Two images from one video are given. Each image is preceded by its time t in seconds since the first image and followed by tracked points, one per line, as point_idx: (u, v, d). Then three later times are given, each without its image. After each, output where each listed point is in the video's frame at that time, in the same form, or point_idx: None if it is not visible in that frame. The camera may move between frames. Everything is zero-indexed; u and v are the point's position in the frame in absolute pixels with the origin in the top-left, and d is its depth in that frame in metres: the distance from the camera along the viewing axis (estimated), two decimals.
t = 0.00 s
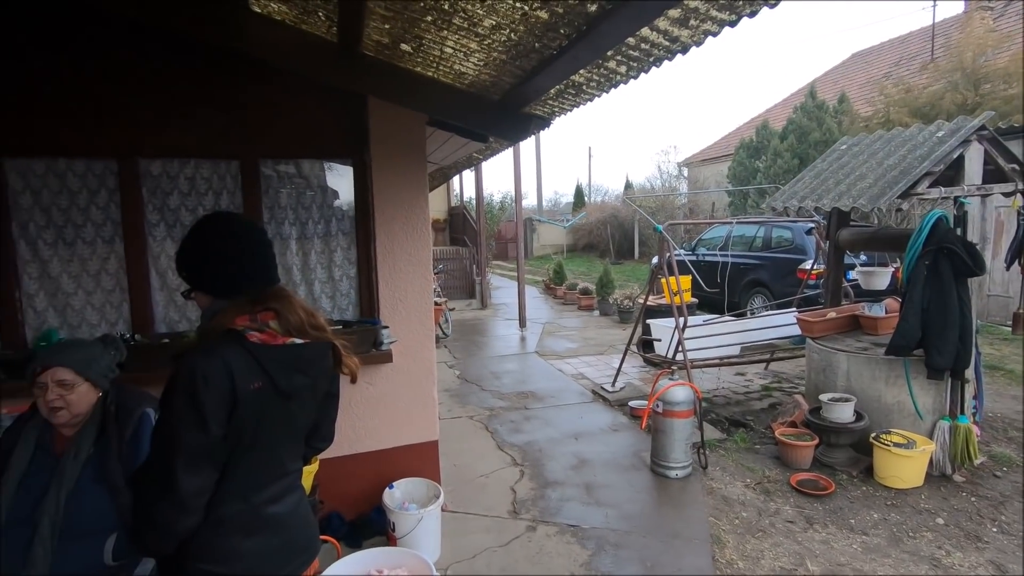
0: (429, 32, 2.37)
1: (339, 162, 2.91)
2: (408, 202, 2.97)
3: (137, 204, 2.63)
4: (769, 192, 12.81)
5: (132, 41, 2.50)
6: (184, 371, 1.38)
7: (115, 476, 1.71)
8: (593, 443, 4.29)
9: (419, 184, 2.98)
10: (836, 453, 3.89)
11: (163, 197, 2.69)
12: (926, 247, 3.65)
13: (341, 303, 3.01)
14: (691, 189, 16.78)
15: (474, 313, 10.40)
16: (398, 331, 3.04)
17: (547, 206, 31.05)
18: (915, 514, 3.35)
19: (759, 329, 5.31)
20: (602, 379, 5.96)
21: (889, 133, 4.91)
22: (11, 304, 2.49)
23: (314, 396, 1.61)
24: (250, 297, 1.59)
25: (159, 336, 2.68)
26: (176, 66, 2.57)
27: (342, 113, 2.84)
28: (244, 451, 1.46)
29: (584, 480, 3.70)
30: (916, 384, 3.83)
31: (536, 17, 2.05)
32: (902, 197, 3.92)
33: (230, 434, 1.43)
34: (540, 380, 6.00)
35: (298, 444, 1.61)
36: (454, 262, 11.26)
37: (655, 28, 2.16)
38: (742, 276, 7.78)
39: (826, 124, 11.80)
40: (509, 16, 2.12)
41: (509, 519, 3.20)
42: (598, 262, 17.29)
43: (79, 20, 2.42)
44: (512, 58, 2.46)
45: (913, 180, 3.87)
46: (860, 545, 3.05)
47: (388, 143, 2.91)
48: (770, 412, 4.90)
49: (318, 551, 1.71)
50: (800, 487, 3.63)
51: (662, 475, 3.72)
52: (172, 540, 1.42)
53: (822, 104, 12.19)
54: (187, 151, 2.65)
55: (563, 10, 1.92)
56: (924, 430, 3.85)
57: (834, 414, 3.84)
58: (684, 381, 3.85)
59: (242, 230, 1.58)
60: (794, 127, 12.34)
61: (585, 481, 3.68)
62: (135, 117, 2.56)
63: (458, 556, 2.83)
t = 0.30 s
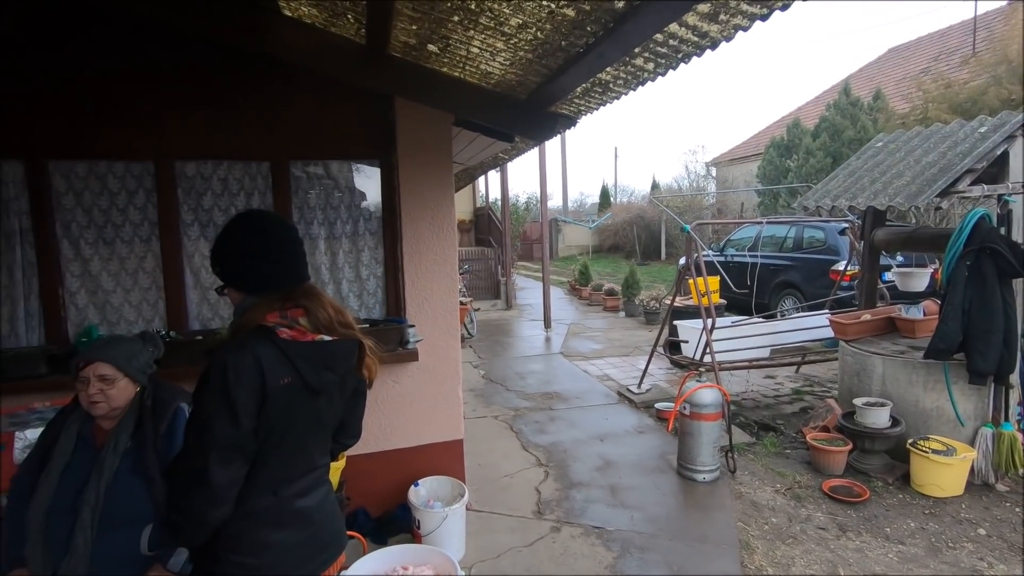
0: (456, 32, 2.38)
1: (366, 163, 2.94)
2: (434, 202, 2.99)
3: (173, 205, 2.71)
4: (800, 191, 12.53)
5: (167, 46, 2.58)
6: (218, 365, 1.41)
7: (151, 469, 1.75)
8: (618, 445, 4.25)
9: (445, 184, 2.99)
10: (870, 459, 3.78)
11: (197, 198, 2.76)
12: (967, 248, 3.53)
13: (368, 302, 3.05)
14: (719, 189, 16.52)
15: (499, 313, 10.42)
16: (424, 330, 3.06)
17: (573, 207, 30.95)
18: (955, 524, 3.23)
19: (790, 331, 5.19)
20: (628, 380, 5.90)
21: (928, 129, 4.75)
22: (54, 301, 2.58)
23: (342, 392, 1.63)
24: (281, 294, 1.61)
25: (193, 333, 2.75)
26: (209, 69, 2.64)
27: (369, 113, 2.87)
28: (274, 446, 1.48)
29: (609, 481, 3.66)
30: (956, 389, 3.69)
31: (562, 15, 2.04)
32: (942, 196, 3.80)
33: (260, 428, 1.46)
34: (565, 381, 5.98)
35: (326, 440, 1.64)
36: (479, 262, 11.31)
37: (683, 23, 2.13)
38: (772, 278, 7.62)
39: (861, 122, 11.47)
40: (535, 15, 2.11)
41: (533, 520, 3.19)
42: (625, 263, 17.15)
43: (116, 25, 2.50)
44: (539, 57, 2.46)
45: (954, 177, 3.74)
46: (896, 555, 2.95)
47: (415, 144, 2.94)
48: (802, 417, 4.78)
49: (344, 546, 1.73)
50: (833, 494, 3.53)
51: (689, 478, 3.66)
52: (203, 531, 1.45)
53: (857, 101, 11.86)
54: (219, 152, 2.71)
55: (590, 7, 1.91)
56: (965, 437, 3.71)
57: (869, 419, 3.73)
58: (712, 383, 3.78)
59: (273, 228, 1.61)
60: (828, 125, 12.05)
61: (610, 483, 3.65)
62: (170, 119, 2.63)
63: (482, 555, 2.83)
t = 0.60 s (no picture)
0: (478, 29, 2.38)
1: (387, 162, 2.96)
2: (454, 200, 3.00)
3: (199, 203, 2.75)
4: (825, 190, 12.30)
5: (193, 47, 2.61)
6: (243, 361, 1.42)
7: (179, 460, 1.78)
8: (637, 445, 4.22)
9: (465, 182, 2.99)
10: (898, 463, 3.69)
11: (222, 196, 2.81)
12: (1000, 248, 3.42)
13: (388, 299, 3.07)
14: (741, 188, 16.29)
15: (517, 312, 10.42)
16: (444, 327, 3.07)
17: (591, 206, 30.83)
18: (986, 532, 3.14)
19: (814, 332, 5.09)
20: (647, 381, 5.85)
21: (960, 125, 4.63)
22: (85, 297, 2.64)
23: (364, 388, 1.64)
24: (306, 291, 1.63)
25: (217, 330, 2.79)
26: (234, 69, 2.67)
27: (391, 112, 2.89)
28: (297, 441, 1.50)
29: (628, 482, 3.64)
30: (988, 393, 3.59)
31: (585, 11, 2.03)
32: (975, 193, 3.72)
33: (284, 423, 1.47)
34: (583, 380, 5.95)
35: (348, 435, 1.65)
36: (498, 261, 11.32)
37: (709, 18, 2.11)
38: (796, 277, 7.49)
39: (888, 118, 11.22)
40: (557, 11, 2.10)
41: (552, 519, 3.18)
42: (644, 262, 17.02)
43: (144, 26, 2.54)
44: (561, 54, 2.44)
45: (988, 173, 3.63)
46: (925, 562, 2.88)
47: (436, 142, 2.94)
48: (826, 419, 4.69)
49: (365, 541, 1.75)
50: (858, 498, 3.46)
51: (709, 480, 3.62)
52: (228, 524, 1.47)
53: (885, 97, 11.59)
54: (244, 151, 2.75)
55: (614, 3, 1.89)
56: (997, 442, 3.61)
57: (896, 423, 3.64)
58: (735, 384, 3.73)
59: (299, 225, 1.63)
60: (855, 121, 11.89)
61: (629, 483, 3.62)
62: (196, 119, 2.67)
63: (501, 554, 2.83)
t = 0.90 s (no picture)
0: (495, 27, 2.38)
1: (404, 161, 2.97)
2: (471, 199, 2.99)
3: (219, 202, 2.78)
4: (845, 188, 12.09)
5: (215, 47, 2.64)
6: (265, 358, 1.43)
7: (202, 453, 1.83)
8: (654, 445, 4.19)
9: (482, 180, 2.99)
10: (921, 466, 3.62)
11: (242, 195, 2.84)
12: None
13: (405, 298, 3.08)
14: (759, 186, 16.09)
15: (532, 311, 10.41)
16: (460, 326, 3.07)
17: (607, 205, 30.68)
18: (1014, 538, 3.06)
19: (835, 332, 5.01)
20: (664, 380, 5.81)
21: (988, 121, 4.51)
22: (108, 295, 2.69)
23: (383, 386, 1.65)
24: (325, 289, 1.63)
25: (237, 327, 2.82)
26: (254, 70, 2.70)
27: (408, 111, 2.90)
28: (317, 438, 1.51)
29: (645, 482, 3.61)
30: (1016, 395, 3.50)
31: (604, 8, 2.01)
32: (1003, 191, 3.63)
33: (304, 421, 1.48)
34: (599, 379, 5.92)
35: (367, 433, 1.66)
36: (513, 259, 11.33)
37: (731, 13, 2.08)
38: (815, 276, 7.38)
39: (912, 114, 10.98)
40: (576, 8, 2.09)
41: (568, 518, 3.17)
42: (660, 261, 16.90)
43: (166, 28, 2.57)
44: (579, 51, 2.43)
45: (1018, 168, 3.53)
46: (949, 568, 2.82)
47: (453, 140, 2.94)
48: (847, 421, 4.61)
49: (383, 539, 1.76)
50: (880, 501, 3.40)
51: (727, 481, 3.58)
52: (249, 520, 1.48)
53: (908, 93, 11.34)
54: (264, 151, 2.78)
55: None
56: None
57: (920, 425, 3.57)
58: (754, 384, 3.68)
59: (320, 224, 1.63)
60: (877, 118, 11.67)
61: (646, 484, 3.59)
62: (218, 119, 2.70)
63: (517, 553, 2.83)
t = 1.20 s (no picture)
0: (514, 25, 2.37)
1: (421, 160, 2.98)
2: (489, 197, 2.99)
3: (240, 201, 2.82)
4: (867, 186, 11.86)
5: (237, 48, 2.67)
6: (287, 355, 1.44)
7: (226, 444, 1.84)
8: (672, 446, 4.15)
9: (500, 179, 2.98)
10: (947, 470, 3.54)
11: (262, 194, 2.86)
12: None
13: (422, 296, 3.09)
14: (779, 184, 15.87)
15: (548, 310, 10.40)
16: (478, 325, 3.08)
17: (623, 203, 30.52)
18: None
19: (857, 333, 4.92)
20: (681, 380, 5.76)
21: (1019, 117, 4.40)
22: (132, 292, 2.74)
23: (403, 384, 1.65)
24: (346, 287, 1.64)
25: (258, 325, 2.86)
26: (275, 70, 2.73)
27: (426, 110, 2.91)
28: (338, 435, 1.52)
29: (662, 483, 3.58)
30: None
31: (625, 4, 1.99)
32: None
33: (326, 418, 1.49)
34: (616, 379, 5.89)
35: (387, 430, 1.67)
36: (529, 258, 11.34)
37: (754, 8, 2.05)
38: (837, 276, 7.25)
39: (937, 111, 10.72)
40: (596, 5, 2.07)
41: (585, 518, 3.16)
42: (677, 260, 16.76)
43: (190, 29, 2.61)
44: (598, 49, 2.41)
45: None
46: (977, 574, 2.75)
47: (471, 138, 2.94)
48: (869, 423, 4.53)
49: (403, 536, 1.76)
50: (905, 506, 3.33)
51: (746, 482, 3.54)
52: (272, 516, 1.50)
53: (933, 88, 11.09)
54: (284, 150, 2.80)
55: None
56: None
57: (946, 428, 3.49)
58: (774, 385, 3.63)
59: (340, 223, 1.64)
60: (900, 114, 11.44)
61: (664, 484, 3.56)
62: (239, 119, 2.74)
63: (534, 552, 2.82)
